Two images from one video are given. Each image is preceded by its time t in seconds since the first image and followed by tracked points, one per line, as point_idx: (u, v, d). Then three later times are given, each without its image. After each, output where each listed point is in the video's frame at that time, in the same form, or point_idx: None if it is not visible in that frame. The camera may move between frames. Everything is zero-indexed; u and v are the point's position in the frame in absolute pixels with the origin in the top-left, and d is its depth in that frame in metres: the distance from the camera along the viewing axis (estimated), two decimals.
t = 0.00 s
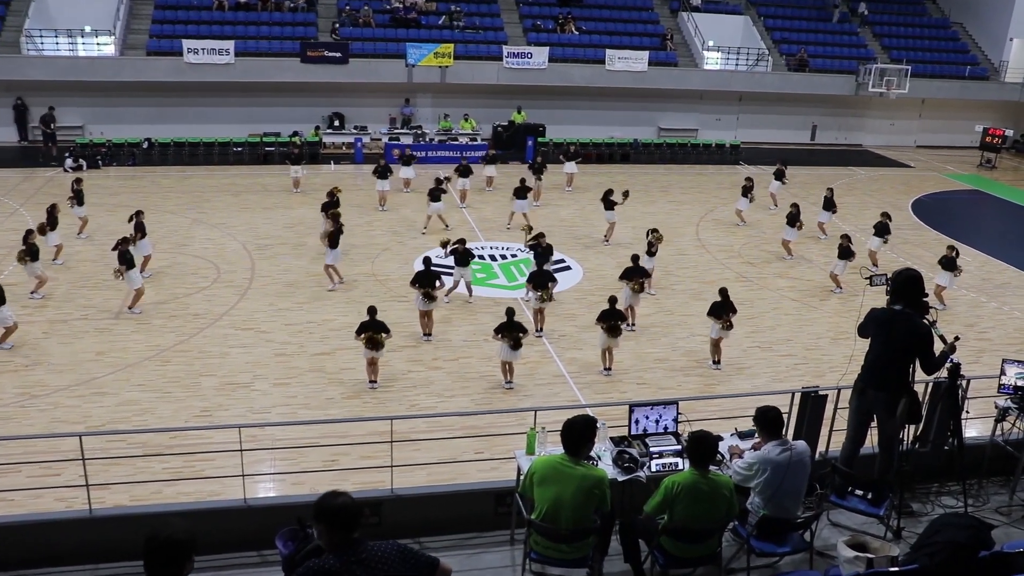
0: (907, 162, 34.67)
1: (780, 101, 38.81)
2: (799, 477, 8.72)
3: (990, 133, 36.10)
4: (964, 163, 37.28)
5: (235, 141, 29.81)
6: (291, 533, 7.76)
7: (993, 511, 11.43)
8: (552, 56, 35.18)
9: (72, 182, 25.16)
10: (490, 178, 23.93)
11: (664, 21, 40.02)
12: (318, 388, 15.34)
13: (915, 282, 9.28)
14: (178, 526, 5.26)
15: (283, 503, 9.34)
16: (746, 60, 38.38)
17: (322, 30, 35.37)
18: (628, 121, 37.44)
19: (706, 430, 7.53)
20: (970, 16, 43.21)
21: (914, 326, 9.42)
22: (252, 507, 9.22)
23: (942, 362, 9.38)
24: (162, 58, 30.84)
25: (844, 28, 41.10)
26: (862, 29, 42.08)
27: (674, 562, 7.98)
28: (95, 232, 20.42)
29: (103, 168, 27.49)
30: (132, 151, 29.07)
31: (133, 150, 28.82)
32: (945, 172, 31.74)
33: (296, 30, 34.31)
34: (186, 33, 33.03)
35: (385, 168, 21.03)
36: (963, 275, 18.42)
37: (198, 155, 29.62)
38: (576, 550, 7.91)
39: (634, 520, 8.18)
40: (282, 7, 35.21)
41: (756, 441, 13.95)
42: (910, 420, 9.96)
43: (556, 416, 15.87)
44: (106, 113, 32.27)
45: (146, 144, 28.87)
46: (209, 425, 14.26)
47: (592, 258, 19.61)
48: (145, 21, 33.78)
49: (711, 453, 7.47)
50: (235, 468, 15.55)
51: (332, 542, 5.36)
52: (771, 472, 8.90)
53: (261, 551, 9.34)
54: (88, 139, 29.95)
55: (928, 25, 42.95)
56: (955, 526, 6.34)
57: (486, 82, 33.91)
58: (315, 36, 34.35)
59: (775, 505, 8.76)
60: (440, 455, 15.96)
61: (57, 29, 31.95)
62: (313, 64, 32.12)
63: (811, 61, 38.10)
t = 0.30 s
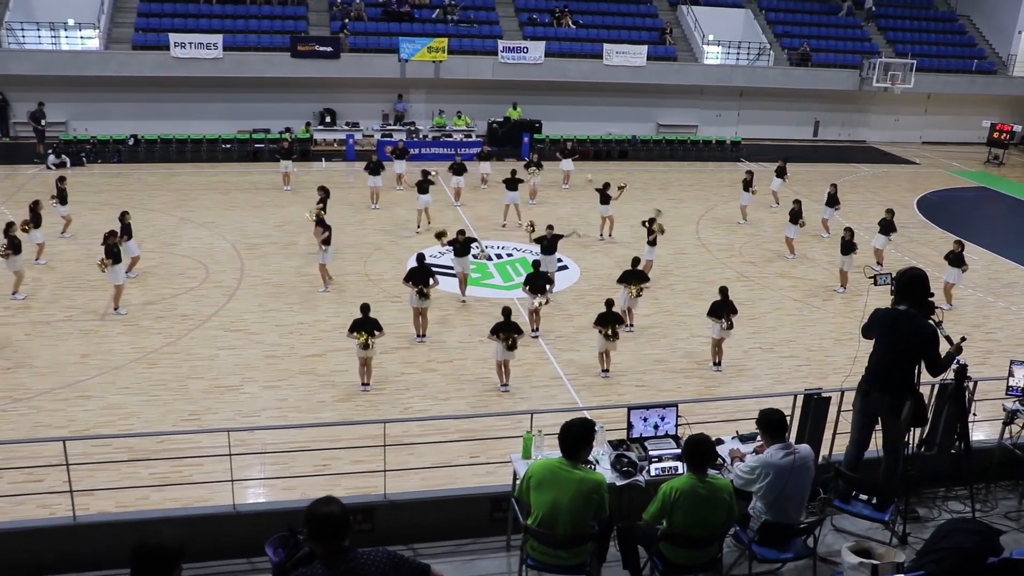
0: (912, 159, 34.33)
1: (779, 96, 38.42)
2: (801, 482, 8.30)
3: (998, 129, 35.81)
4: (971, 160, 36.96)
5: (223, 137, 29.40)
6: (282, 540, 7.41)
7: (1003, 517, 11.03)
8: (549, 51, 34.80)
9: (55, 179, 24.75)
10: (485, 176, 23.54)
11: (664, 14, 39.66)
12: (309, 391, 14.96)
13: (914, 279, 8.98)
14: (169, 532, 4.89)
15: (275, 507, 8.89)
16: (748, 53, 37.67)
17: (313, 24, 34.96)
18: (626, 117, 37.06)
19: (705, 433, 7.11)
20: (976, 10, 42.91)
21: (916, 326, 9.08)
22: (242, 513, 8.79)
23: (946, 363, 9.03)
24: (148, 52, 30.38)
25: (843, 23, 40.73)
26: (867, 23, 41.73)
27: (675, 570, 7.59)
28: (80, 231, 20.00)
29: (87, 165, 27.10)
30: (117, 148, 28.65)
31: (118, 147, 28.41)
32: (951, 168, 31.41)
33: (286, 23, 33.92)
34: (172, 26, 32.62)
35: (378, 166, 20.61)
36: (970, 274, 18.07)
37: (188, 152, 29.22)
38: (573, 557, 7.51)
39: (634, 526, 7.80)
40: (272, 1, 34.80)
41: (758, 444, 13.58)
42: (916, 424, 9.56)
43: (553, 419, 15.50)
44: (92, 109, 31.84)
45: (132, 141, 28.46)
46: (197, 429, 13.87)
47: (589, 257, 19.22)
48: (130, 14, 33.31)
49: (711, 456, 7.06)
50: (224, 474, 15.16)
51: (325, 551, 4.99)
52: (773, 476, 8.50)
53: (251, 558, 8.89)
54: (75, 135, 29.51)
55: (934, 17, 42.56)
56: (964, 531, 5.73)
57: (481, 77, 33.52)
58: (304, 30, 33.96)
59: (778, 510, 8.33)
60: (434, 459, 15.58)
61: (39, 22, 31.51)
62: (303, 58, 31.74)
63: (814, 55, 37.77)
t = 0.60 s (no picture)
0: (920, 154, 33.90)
1: (780, 91, 37.99)
2: (807, 489, 7.86)
3: (1009, 124, 35.41)
4: (981, 155, 36.53)
5: (211, 133, 28.92)
6: (271, 548, 6.60)
7: (1015, 524, 10.56)
8: (546, 44, 34.38)
9: (36, 175, 24.27)
10: (481, 172, 23.09)
11: (664, 7, 39.25)
12: (300, 394, 14.52)
13: (922, 277, 8.60)
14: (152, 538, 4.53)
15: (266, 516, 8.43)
16: (750, 46, 38.10)
17: (303, 16, 34.50)
18: (627, 112, 36.61)
19: (705, 436, 6.68)
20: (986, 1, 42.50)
21: (924, 326, 8.70)
22: (228, 521, 8.34)
23: (956, 364, 8.64)
24: (132, 46, 29.95)
25: (847, 15, 40.28)
26: (873, 15, 41.28)
27: None
28: (62, 230, 19.53)
29: (69, 161, 26.64)
30: (101, 144, 28.15)
31: (101, 143, 27.96)
32: (959, 164, 31.00)
33: (275, 16, 33.48)
34: (158, 18, 32.17)
35: (370, 162, 20.15)
36: (980, 273, 17.64)
37: (177, 148, 28.80)
38: (572, 565, 7.03)
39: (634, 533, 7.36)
40: None
41: (761, 449, 13.15)
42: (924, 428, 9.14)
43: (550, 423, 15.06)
44: (74, 103, 31.36)
45: (116, 136, 27.97)
46: (184, 434, 13.44)
47: (588, 256, 18.78)
48: (113, 6, 32.81)
49: (711, 459, 6.65)
50: (211, 479, 14.72)
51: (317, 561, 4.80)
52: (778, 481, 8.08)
53: (239, 567, 8.53)
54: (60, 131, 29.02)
55: (943, 8, 42.07)
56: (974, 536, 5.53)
57: (476, 70, 33.08)
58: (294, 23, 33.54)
59: (782, 516, 7.89)
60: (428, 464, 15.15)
61: (20, 13, 31.04)
62: (293, 51, 31.30)
63: (819, 48, 37.36)
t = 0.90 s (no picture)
0: (931, 149, 33.41)
1: (783, 85, 37.54)
2: (816, 494, 7.43)
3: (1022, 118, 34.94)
4: (993, 151, 36.04)
5: (196, 128, 28.34)
6: (259, 557, 6.43)
7: None
8: (544, 36, 33.91)
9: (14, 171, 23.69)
10: (475, 169, 22.58)
11: None
12: (289, 399, 14.02)
13: (932, 274, 8.12)
14: (131, 552, 4.43)
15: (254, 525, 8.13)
16: (754, 38, 37.54)
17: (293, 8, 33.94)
18: (626, 106, 36.08)
19: (704, 438, 6.25)
20: None
21: (933, 325, 8.21)
22: (215, 529, 8.07)
23: (967, 366, 8.13)
24: (113, 37, 29.36)
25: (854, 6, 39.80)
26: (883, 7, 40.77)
27: None
28: (42, 228, 18.98)
29: (49, 157, 26.08)
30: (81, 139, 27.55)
31: (82, 138, 27.34)
32: (971, 160, 30.52)
33: (263, 6, 32.94)
34: (140, 9, 31.57)
35: (361, 158, 19.63)
36: (992, 272, 17.17)
37: (163, 143, 28.24)
38: None
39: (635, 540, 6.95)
40: None
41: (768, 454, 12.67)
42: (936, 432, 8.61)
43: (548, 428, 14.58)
44: (54, 96, 30.77)
45: (98, 131, 27.39)
46: (169, 440, 12.93)
47: (587, 254, 18.28)
48: None
49: (708, 462, 6.22)
50: (197, 487, 14.21)
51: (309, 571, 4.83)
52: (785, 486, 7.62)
53: None
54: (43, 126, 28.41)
55: None
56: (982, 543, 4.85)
57: (471, 63, 32.56)
58: (282, 13, 33.00)
59: (792, 525, 7.46)
60: (422, 471, 14.65)
61: None
62: (282, 43, 30.78)
63: (825, 40, 36.90)
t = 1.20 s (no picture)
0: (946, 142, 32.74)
1: (791, 75, 36.84)
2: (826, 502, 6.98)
3: None
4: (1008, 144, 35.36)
5: (177, 121, 27.61)
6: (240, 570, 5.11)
7: None
8: (540, 24, 33.34)
9: None
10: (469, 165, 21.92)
11: None
12: (275, 404, 13.42)
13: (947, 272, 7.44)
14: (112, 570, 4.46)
15: (236, 535, 8.04)
16: (759, 27, 36.11)
17: None
18: (625, 99, 35.45)
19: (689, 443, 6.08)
20: None
21: (947, 326, 7.56)
22: (198, 540, 8.01)
23: (983, 370, 7.50)
24: (88, 26, 28.59)
25: None
26: None
27: None
28: (16, 226, 18.30)
29: (21, 152, 25.41)
30: (55, 132, 26.82)
31: (56, 131, 26.68)
32: (986, 153, 29.87)
33: None
34: None
35: (350, 153, 18.96)
36: (1009, 271, 16.58)
37: (143, 137, 27.49)
38: None
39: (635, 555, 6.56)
40: None
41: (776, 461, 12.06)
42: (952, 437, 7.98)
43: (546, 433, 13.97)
44: (30, 88, 30.06)
45: (73, 124, 26.66)
46: (148, 447, 12.34)
47: (585, 252, 17.65)
48: None
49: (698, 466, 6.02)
50: (178, 496, 13.58)
51: None
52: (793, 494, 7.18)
53: None
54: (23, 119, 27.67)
55: None
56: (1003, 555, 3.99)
57: (464, 53, 31.83)
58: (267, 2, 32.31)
59: (802, 536, 7.00)
60: (413, 479, 14.02)
61: None
62: (266, 32, 30.11)
63: (835, 28, 36.04)
